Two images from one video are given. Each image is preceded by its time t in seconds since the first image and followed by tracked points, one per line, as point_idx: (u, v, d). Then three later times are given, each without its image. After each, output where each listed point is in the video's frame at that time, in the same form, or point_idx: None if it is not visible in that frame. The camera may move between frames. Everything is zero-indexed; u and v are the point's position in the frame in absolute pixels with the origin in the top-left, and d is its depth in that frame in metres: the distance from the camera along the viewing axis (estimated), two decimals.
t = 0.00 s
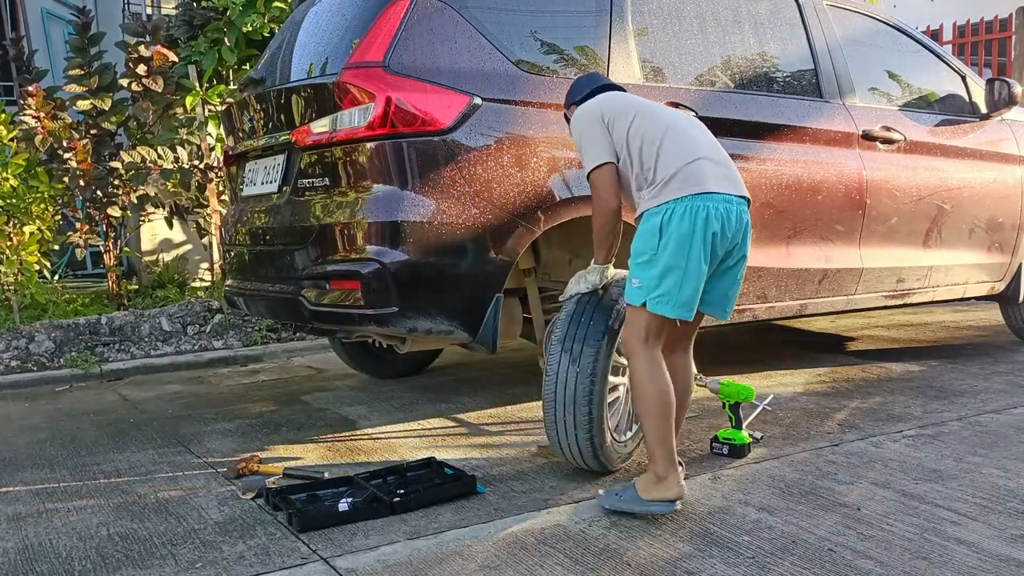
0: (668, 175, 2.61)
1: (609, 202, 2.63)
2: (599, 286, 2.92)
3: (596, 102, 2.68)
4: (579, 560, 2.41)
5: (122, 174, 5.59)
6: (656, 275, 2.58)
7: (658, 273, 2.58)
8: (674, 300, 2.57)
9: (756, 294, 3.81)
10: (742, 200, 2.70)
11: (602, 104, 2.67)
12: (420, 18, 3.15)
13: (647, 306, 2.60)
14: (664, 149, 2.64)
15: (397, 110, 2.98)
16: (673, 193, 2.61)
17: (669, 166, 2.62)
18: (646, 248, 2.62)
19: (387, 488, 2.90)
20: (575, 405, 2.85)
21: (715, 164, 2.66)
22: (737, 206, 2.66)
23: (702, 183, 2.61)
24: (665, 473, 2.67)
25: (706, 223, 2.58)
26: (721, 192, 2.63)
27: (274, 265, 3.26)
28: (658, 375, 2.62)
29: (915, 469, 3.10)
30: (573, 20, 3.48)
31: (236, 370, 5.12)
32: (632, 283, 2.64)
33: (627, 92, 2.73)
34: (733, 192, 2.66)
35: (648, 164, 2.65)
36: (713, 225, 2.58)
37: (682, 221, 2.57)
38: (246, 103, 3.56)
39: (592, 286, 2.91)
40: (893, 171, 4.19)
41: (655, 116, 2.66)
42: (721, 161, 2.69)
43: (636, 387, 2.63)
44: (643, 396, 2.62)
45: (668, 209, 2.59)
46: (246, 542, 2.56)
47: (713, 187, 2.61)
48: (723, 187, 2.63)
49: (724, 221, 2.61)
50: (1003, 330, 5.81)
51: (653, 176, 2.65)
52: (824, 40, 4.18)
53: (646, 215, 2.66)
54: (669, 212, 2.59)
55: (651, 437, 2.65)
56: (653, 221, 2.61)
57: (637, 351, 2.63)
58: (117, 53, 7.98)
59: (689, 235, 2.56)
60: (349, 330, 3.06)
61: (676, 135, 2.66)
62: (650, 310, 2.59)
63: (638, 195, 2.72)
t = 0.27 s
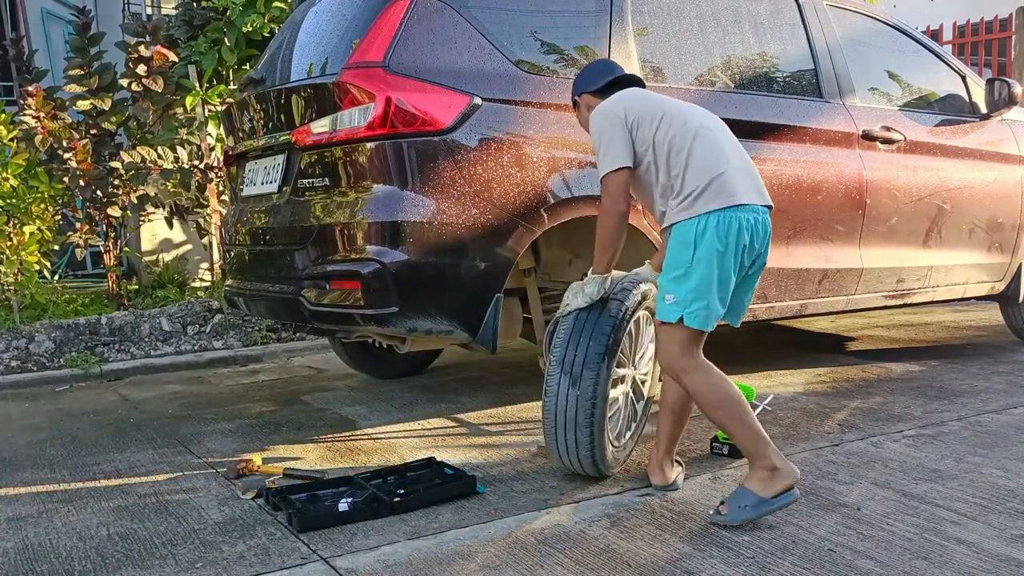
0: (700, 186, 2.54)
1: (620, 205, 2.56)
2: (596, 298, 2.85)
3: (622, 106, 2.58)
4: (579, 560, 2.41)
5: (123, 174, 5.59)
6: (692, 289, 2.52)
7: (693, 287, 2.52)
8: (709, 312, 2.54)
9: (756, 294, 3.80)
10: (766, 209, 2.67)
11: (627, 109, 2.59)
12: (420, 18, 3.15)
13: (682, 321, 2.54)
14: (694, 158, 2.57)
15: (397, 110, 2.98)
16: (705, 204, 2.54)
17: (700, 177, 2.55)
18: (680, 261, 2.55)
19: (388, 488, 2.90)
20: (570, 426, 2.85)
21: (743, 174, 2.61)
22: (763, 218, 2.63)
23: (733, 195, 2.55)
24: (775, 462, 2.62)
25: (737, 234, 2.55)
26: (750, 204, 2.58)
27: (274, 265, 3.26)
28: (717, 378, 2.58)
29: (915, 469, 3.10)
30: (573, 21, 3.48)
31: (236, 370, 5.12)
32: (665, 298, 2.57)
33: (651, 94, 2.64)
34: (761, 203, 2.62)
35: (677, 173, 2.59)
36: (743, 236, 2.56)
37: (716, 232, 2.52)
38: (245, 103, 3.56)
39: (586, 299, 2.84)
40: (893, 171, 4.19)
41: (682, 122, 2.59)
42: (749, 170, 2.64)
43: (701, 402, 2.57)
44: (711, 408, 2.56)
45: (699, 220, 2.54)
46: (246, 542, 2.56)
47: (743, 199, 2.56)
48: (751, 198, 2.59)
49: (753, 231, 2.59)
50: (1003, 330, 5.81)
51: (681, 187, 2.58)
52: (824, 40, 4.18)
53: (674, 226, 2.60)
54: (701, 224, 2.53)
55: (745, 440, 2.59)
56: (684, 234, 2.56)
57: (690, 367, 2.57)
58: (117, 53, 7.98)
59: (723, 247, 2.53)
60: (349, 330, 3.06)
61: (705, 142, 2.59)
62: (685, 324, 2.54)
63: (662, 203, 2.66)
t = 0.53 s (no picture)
0: (760, 199, 2.51)
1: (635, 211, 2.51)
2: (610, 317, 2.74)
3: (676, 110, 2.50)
4: (579, 560, 2.41)
5: (122, 174, 5.59)
6: (751, 305, 2.50)
7: (754, 303, 2.50)
8: (767, 327, 2.53)
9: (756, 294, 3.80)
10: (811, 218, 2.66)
11: (681, 113, 2.51)
12: (420, 18, 3.15)
13: (744, 336, 2.52)
14: (751, 168, 2.53)
15: (397, 110, 2.98)
16: (765, 217, 2.52)
17: (760, 189, 2.52)
18: (738, 276, 2.52)
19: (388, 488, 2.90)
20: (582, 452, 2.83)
21: (797, 185, 2.59)
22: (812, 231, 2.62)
23: (790, 209, 2.53)
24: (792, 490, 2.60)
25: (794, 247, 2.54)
26: (804, 217, 2.56)
27: (274, 265, 3.26)
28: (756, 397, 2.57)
29: (915, 469, 3.10)
30: (573, 20, 3.48)
31: (236, 370, 5.12)
32: (723, 315, 2.55)
33: (706, 96, 2.57)
34: (812, 214, 2.60)
35: (734, 183, 2.55)
36: (800, 248, 2.55)
37: (774, 247, 2.50)
38: (245, 103, 3.56)
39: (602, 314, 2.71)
40: (893, 171, 4.19)
41: (738, 129, 2.54)
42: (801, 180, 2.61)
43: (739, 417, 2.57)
44: (750, 424, 2.56)
45: (759, 233, 2.51)
46: (246, 542, 2.56)
47: (799, 213, 2.54)
48: (806, 211, 2.57)
49: (808, 242, 2.58)
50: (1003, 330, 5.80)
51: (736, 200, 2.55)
52: (824, 40, 4.18)
53: (730, 240, 2.56)
54: (760, 238, 2.50)
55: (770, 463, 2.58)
56: (743, 249, 2.52)
57: (734, 382, 2.59)
58: (117, 53, 7.98)
59: (780, 264, 2.51)
60: (349, 330, 3.07)
61: (763, 149, 2.55)
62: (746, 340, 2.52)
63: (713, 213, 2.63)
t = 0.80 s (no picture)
0: (812, 187, 2.51)
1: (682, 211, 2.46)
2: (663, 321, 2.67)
3: (724, 100, 2.47)
4: (579, 560, 2.41)
5: (122, 174, 5.59)
6: (809, 299, 2.48)
7: (811, 294, 2.48)
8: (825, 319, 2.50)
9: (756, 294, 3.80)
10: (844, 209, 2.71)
11: (728, 104, 2.48)
12: (420, 18, 3.15)
13: (801, 329, 2.49)
14: (800, 158, 2.53)
15: (397, 110, 2.98)
16: (818, 205, 2.51)
17: (809, 178, 2.52)
18: (790, 268, 2.50)
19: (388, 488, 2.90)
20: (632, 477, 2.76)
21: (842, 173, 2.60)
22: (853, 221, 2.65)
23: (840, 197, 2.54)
24: (799, 494, 2.59)
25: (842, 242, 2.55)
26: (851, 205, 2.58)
27: (274, 265, 3.26)
28: (795, 398, 2.52)
29: (915, 469, 3.10)
30: (573, 20, 3.48)
31: (236, 370, 5.12)
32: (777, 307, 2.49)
33: (747, 87, 2.55)
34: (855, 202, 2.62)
35: (783, 173, 2.53)
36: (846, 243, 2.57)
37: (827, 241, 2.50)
38: (246, 103, 3.56)
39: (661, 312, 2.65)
40: (893, 171, 4.19)
41: (783, 119, 2.54)
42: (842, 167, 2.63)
43: (773, 413, 2.52)
44: (779, 421, 2.52)
45: (814, 224, 2.50)
46: (246, 542, 2.56)
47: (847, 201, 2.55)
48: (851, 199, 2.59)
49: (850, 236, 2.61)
50: (1003, 330, 5.80)
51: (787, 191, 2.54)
52: (824, 40, 4.19)
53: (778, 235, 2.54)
54: (816, 230, 2.49)
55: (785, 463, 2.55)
56: (795, 242, 2.50)
57: (778, 376, 2.54)
58: (117, 53, 7.98)
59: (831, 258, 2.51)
60: (349, 330, 3.07)
61: (808, 139, 2.55)
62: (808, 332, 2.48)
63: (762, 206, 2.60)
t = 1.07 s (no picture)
0: (843, 186, 2.53)
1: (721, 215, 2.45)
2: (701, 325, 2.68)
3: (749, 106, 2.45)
4: (579, 560, 2.41)
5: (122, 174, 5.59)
6: (835, 297, 2.49)
7: (837, 292, 2.50)
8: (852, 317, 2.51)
9: (756, 294, 3.80)
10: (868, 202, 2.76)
11: (753, 110, 2.46)
12: (420, 18, 3.15)
13: (827, 326, 2.51)
14: (827, 158, 2.54)
15: (397, 110, 2.98)
16: (850, 204, 2.53)
17: (839, 177, 2.54)
18: (816, 266, 2.52)
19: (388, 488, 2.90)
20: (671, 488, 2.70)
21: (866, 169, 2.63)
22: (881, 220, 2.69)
23: (868, 194, 2.57)
24: (799, 493, 2.60)
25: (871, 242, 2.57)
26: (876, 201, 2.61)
27: (274, 265, 3.26)
28: (807, 396, 2.53)
29: (915, 468, 3.10)
30: (573, 20, 3.48)
31: (236, 370, 5.12)
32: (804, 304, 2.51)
33: (768, 89, 2.54)
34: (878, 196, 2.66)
35: (812, 174, 2.54)
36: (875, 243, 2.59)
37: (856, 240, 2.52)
38: (246, 103, 3.56)
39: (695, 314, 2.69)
40: (893, 171, 4.19)
41: (808, 119, 2.54)
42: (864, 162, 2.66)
43: (781, 407, 2.54)
44: (786, 415, 2.53)
45: (844, 223, 2.52)
46: (246, 542, 2.56)
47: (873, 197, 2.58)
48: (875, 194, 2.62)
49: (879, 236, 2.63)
50: (1003, 330, 5.80)
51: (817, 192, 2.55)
52: (824, 40, 4.19)
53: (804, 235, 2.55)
54: (846, 229, 2.51)
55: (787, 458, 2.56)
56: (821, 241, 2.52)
57: (791, 370, 2.54)
58: (117, 53, 7.98)
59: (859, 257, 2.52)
60: (349, 330, 3.07)
61: (833, 138, 2.57)
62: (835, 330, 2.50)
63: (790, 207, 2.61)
